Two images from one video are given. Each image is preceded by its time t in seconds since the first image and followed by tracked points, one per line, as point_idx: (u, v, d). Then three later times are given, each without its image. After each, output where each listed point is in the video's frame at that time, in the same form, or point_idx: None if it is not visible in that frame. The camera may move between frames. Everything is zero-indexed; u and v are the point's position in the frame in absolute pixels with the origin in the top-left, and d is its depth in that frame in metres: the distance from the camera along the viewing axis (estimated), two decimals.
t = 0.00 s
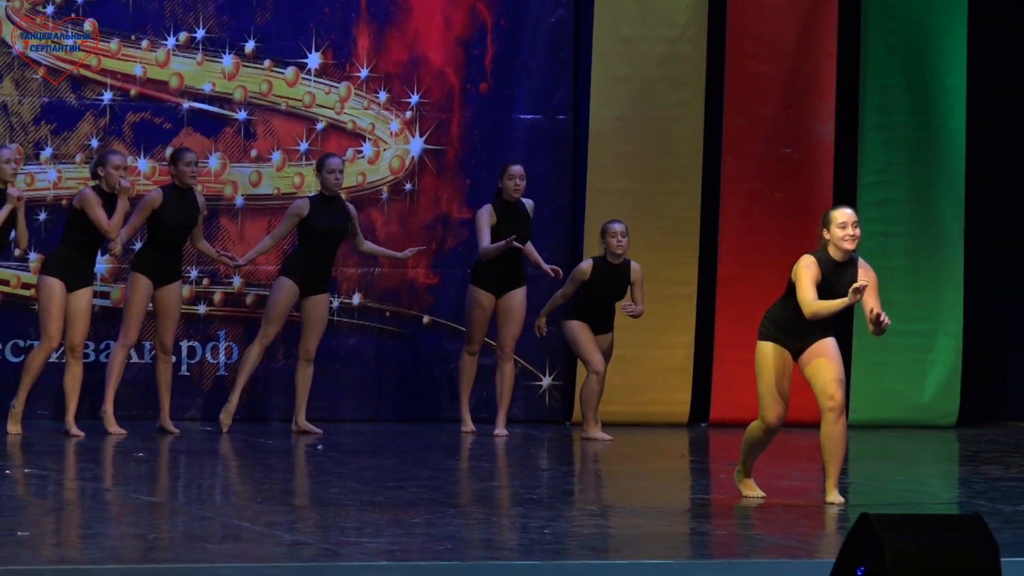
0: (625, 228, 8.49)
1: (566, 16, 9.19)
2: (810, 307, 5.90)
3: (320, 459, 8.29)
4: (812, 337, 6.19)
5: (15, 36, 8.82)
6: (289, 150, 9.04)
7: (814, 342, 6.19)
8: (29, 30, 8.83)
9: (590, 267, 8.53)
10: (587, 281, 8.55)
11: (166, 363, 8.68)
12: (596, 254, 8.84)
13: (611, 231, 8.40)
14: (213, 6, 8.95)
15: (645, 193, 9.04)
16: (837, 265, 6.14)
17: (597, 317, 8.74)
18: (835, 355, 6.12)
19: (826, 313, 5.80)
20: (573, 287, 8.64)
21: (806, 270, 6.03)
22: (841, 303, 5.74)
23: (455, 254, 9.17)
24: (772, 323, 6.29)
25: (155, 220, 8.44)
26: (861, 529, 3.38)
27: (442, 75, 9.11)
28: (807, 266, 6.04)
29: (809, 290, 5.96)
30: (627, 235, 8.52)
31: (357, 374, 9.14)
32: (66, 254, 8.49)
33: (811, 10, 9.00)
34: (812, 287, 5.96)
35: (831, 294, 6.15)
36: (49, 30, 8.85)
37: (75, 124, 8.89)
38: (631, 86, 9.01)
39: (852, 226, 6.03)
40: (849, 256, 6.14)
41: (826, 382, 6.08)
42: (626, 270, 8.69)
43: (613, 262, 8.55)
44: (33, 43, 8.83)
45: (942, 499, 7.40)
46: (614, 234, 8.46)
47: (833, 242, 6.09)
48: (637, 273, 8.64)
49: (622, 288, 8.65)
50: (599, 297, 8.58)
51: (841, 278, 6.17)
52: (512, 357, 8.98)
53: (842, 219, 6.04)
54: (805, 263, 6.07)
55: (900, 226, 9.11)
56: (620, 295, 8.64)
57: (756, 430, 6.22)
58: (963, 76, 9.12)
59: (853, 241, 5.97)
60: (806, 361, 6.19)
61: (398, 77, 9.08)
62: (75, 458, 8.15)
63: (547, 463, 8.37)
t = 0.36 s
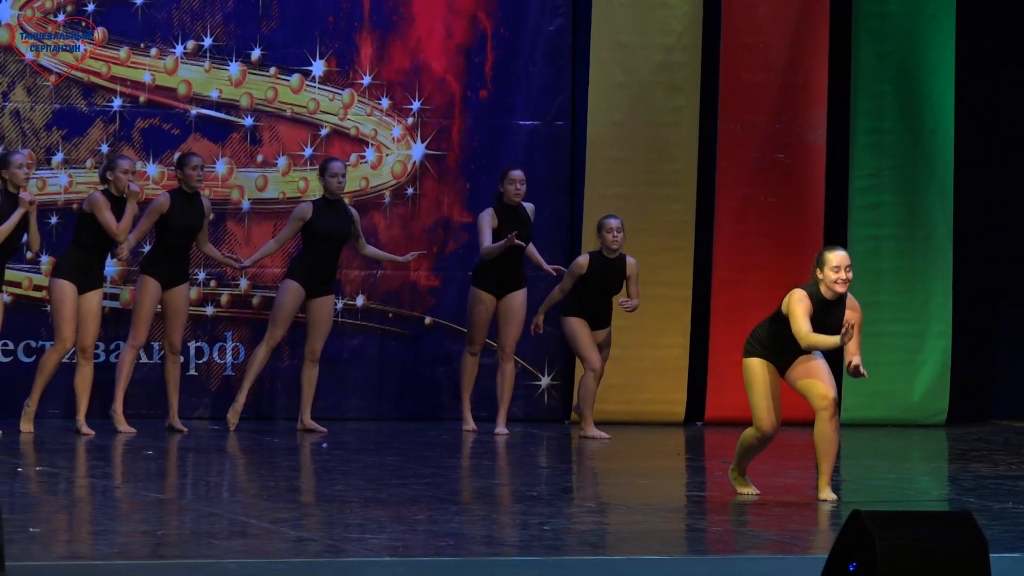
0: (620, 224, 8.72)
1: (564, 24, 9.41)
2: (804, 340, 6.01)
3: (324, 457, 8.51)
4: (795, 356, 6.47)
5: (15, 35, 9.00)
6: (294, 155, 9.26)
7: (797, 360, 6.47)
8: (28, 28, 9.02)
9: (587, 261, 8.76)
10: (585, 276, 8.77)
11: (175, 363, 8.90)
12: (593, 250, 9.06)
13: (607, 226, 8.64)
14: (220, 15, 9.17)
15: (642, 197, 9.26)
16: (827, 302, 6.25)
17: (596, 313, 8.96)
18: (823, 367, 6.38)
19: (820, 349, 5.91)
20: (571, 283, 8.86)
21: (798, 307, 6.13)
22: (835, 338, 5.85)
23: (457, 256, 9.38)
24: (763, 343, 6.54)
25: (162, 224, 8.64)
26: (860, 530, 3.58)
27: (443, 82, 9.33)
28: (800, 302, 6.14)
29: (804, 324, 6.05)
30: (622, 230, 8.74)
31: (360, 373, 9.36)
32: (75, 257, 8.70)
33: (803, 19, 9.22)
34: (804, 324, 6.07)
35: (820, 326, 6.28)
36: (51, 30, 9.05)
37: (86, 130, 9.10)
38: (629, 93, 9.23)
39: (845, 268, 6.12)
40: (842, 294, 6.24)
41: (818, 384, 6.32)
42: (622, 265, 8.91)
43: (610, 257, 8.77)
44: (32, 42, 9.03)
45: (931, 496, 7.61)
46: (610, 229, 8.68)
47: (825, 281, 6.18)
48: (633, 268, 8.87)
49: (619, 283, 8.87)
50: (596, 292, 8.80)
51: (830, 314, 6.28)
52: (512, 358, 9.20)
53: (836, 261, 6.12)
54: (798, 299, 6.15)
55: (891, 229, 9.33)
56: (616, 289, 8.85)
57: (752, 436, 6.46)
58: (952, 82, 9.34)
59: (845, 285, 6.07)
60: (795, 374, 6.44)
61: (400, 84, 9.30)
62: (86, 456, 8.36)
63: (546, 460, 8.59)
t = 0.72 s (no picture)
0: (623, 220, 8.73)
1: (566, 25, 9.40)
2: (802, 327, 5.94)
3: (328, 458, 8.52)
4: (788, 352, 6.44)
5: (15, 37, 9.00)
6: (297, 156, 9.26)
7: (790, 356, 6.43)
8: (28, 29, 9.02)
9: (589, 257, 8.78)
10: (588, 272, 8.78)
11: (178, 364, 8.90)
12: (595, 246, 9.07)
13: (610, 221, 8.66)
14: (223, 16, 9.17)
15: (644, 198, 9.26)
16: (815, 292, 6.23)
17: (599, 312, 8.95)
18: (812, 363, 6.36)
19: (819, 337, 5.85)
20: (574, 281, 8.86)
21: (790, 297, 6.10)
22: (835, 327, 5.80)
23: (460, 257, 9.38)
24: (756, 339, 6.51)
25: (164, 226, 8.62)
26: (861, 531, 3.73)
27: (445, 84, 9.32)
28: (791, 292, 6.12)
29: (800, 312, 6.00)
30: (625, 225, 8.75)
31: (364, 374, 9.36)
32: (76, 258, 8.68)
33: (805, 20, 9.22)
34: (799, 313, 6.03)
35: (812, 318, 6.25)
36: (52, 31, 9.05)
37: (89, 131, 9.10)
38: (632, 94, 9.23)
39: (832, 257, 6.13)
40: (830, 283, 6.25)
41: (807, 383, 6.30)
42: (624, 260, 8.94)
43: (612, 252, 8.78)
44: (31, 43, 9.03)
45: (934, 497, 7.61)
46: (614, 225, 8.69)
47: (813, 271, 6.18)
48: (636, 264, 8.88)
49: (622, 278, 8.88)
50: (600, 289, 8.80)
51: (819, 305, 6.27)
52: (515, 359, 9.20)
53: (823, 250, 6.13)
54: (789, 289, 6.12)
55: (894, 230, 9.33)
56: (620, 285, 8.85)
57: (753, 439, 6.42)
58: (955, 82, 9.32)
59: (834, 272, 6.07)
60: (784, 374, 6.41)
61: (403, 86, 9.30)
62: (89, 458, 8.37)
63: (549, 461, 8.59)
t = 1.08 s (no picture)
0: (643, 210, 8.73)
1: (587, 25, 9.39)
2: (804, 295, 6.03)
3: (350, 458, 8.52)
4: (792, 336, 6.34)
5: (13, 36, 8.97)
6: (318, 156, 9.26)
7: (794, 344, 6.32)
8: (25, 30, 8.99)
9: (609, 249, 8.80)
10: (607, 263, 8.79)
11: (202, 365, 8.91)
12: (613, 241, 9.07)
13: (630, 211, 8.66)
14: (245, 16, 9.17)
15: (665, 198, 9.25)
16: (814, 260, 6.31)
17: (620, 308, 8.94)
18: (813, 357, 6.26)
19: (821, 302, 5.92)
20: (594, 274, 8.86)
21: (789, 265, 6.15)
22: (835, 291, 5.89)
23: (481, 257, 9.38)
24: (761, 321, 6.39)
25: (186, 227, 8.62)
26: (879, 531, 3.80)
27: (466, 83, 9.31)
28: (790, 261, 6.18)
29: (800, 281, 6.06)
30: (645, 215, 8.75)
31: (385, 374, 9.37)
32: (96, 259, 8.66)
33: (827, 20, 9.19)
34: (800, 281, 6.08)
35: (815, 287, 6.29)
36: (52, 31, 9.04)
37: (111, 131, 9.10)
38: (653, 94, 9.22)
39: (828, 224, 6.21)
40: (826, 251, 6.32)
41: (809, 383, 6.23)
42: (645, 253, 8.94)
43: (632, 244, 8.80)
44: (31, 43, 9.00)
45: (958, 497, 7.59)
46: (634, 216, 8.68)
47: (810, 239, 6.26)
48: (656, 256, 8.89)
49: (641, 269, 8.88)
50: (620, 280, 8.81)
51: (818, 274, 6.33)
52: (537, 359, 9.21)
53: (819, 217, 6.21)
54: (788, 260, 6.18)
55: (916, 229, 9.31)
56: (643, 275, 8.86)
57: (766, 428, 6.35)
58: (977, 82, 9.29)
59: (830, 238, 6.15)
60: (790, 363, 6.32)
61: (424, 86, 9.29)
62: (112, 457, 8.38)
63: (570, 461, 8.59)
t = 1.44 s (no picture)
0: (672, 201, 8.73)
1: (621, 25, 9.38)
2: (825, 273, 6.11)
3: (384, 457, 8.51)
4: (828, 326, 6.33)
5: (13, 36, 8.94)
6: (352, 156, 9.26)
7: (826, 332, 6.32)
8: (24, 29, 8.96)
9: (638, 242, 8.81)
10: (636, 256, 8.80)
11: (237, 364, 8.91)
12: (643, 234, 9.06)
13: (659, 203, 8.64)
14: (279, 16, 9.17)
15: (699, 198, 9.25)
16: (838, 233, 6.43)
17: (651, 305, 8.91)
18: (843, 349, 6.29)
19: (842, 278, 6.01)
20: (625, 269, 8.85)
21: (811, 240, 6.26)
22: (854, 266, 5.98)
23: (515, 256, 9.38)
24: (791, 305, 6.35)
25: (221, 226, 8.63)
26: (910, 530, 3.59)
27: (500, 83, 9.32)
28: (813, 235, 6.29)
29: (821, 258, 6.16)
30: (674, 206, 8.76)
31: (419, 374, 9.37)
32: (125, 259, 8.62)
33: (861, 19, 9.19)
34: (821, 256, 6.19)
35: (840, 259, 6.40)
36: (44, 29, 8.98)
37: (145, 131, 9.10)
38: (687, 94, 9.22)
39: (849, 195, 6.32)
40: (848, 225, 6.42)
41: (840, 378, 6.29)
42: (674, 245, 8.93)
43: (661, 236, 8.80)
44: (31, 43, 8.96)
45: (997, 497, 7.57)
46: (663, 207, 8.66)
47: (832, 211, 6.37)
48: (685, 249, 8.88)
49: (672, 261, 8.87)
50: (651, 272, 8.80)
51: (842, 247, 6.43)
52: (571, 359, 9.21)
53: (840, 189, 6.33)
54: (812, 234, 6.30)
55: (950, 229, 9.30)
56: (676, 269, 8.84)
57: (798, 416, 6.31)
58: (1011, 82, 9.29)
59: (852, 210, 6.27)
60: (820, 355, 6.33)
61: (458, 85, 9.30)
62: (146, 455, 8.36)
63: (604, 460, 8.57)
